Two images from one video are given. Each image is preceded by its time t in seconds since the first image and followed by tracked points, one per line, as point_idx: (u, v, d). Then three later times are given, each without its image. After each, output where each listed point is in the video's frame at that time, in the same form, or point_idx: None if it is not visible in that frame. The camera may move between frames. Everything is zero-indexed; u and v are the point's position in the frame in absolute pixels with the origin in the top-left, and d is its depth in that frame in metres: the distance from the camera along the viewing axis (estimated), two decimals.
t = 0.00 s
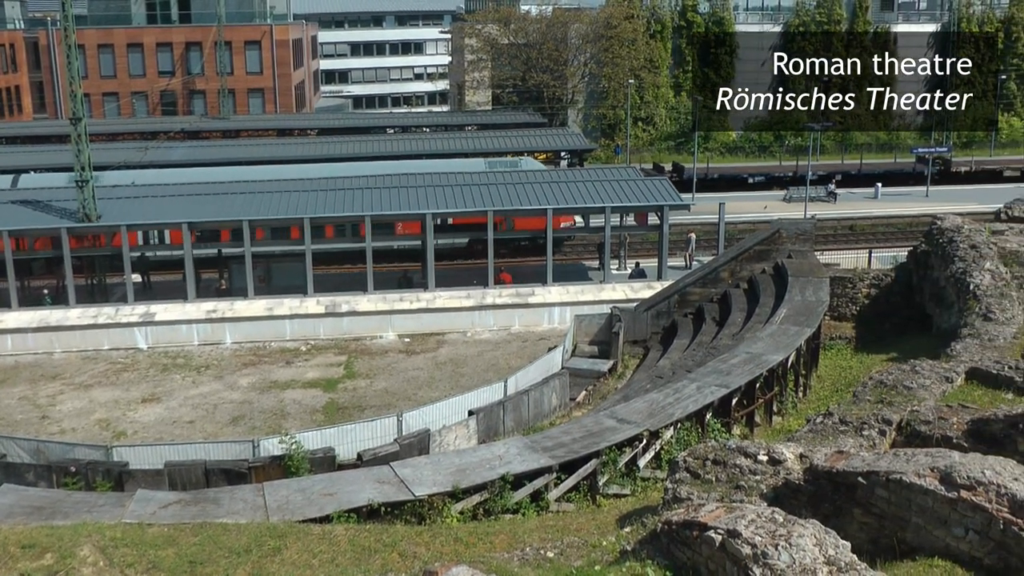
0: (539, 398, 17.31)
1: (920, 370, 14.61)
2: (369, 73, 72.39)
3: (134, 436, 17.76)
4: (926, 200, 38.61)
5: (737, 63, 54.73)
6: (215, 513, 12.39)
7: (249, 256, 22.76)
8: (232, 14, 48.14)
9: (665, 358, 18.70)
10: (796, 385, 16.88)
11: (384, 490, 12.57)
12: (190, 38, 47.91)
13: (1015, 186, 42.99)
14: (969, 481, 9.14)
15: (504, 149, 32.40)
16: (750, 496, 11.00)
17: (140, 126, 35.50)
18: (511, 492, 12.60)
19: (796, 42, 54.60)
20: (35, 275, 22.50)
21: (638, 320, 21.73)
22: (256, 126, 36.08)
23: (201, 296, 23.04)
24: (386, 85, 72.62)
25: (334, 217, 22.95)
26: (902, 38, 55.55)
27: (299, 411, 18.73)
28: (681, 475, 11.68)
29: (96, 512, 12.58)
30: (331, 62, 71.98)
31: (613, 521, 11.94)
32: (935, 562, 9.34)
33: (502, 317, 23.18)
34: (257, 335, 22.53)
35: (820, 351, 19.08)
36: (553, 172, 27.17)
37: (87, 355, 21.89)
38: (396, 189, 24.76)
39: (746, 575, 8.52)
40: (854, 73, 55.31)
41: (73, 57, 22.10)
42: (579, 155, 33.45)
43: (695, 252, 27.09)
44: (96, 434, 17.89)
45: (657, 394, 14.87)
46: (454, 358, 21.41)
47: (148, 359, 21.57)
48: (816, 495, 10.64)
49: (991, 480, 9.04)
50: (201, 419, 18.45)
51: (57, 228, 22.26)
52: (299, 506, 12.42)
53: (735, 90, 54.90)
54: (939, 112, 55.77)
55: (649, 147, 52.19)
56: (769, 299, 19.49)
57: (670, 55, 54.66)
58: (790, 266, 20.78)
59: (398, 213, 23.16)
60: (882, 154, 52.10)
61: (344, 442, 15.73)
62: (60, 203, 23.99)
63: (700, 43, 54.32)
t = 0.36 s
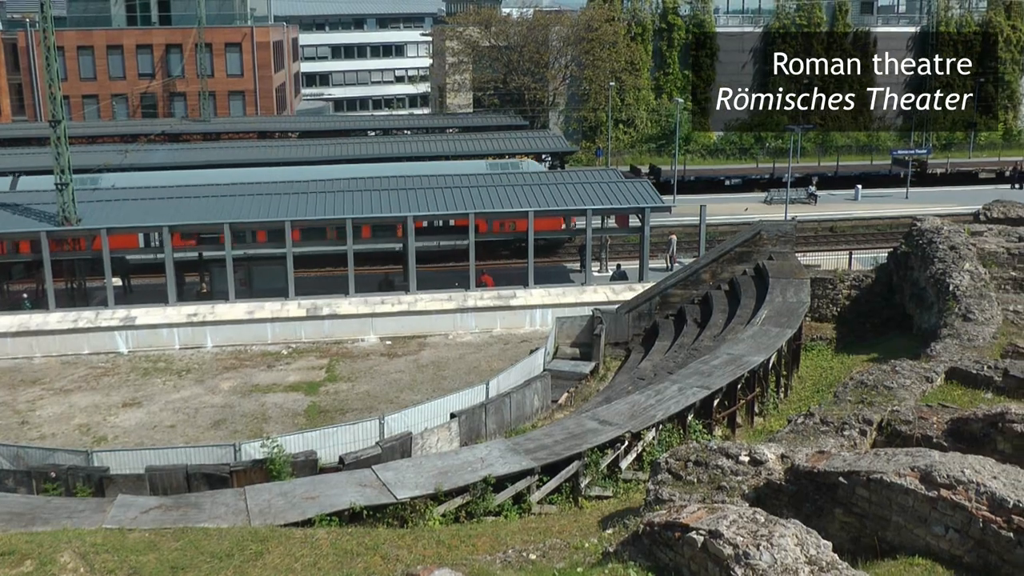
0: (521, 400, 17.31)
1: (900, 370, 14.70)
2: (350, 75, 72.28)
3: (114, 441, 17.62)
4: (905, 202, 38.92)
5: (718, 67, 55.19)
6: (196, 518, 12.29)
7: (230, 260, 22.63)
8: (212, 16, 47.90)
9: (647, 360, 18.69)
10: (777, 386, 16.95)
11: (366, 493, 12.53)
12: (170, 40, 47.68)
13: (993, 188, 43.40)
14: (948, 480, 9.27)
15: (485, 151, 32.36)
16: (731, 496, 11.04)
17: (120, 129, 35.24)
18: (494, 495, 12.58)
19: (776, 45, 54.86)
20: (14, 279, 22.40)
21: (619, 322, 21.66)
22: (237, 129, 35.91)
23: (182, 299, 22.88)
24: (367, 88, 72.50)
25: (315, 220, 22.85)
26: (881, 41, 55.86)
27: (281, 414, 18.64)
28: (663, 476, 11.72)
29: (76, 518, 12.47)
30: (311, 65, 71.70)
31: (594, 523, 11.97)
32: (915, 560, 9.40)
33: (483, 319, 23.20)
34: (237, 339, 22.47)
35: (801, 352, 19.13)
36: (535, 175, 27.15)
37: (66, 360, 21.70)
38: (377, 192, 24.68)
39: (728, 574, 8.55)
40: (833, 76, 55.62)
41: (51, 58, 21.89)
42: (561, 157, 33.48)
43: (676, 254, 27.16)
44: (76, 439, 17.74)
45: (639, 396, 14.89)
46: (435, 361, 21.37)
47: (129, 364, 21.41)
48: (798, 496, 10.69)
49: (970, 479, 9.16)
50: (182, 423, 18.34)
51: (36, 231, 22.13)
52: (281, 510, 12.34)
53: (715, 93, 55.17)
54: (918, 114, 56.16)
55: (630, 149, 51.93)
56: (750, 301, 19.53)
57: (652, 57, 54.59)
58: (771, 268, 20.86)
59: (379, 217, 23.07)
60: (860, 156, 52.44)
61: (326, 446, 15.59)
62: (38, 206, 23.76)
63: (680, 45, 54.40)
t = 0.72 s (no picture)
0: (502, 401, 17.30)
1: (880, 370, 14.78)
2: (331, 77, 72.22)
3: (94, 445, 17.48)
4: (884, 203, 39.18)
5: (697, 68, 55.57)
6: (177, 522, 12.20)
7: (210, 263, 22.54)
8: (192, 17, 47.69)
9: (628, 362, 18.69)
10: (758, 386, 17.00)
11: (347, 496, 12.48)
12: (149, 41, 47.50)
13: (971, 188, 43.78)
14: (928, 478, 9.29)
15: (465, 153, 32.36)
16: (712, 496, 11.06)
17: (99, 130, 35.02)
18: (475, 496, 12.55)
19: (756, 47, 55.14)
20: None
21: (600, 322, 21.87)
22: (217, 130, 35.78)
23: (163, 303, 22.83)
24: (347, 90, 72.48)
25: (295, 223, 22.75)
26: (861, 42, 56.07)
27: (262, 417, 18.55)
28: (645, 477, 11.72)
29: (55, 524, 12.35)
30: (291, 67, 71.55)
31: (576, 524, 11.95)
32: (895, 558, 9.45)
33: (464, 321, 23.14)
34: (218, 342, 22.30)
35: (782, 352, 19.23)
36: (516, 176, 27.14)
37: (46, 363, 21.48)
38: (359, 193, 24.61)
39: (709, 574, 8.57)
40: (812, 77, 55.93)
41: (29, 59, 21.69)
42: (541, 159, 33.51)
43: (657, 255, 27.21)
44: (55, 444, 17.58)
45: (620, 396, 14.91)
46: (417, 363, 21.32)
47: (109, 367, 21.25)
48: (779, 495, 10.73)
49: (949, 476, 9.19)
50: (163, 427, 18.21)
51: (14, 234, 21.95)
52: (263, 513, 12.27)
53: (694, 94, 55.47)
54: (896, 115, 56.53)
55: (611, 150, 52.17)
56: (730, 302, 19.59)
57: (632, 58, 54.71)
58: (751, 269, 20.92)
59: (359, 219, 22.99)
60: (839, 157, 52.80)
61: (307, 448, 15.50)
62: (17, 209, 23.54)
63: (661, 47, 54.58)
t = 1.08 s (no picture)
0: (484, 402, 17.28)
1: (860, 368, 14.85)
2: (310, 78, 71.66)
3: (73, 449, 17.32)
4: (863, 202, 39.40)
5: (677, 69, 55.80)
6: (157, 526, 12.12)
7: (190, 264, 22.46)
8: (170, 17, 47.38)
9: (608, 362, 18.69)
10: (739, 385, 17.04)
11: (329, 497, 12.43)
12: (128, 41, 47.13)
13: (948, 187, 44.16)
14: (908, 474, 9.36)
15: (445, 154, 32.32)
16: (693, 496, 11.07)
17: (77, 132, 34.77)
18: (456, 497, 12.53)
19: (736, 47, 55.35)
20: None
21: (580, 323, 21.82)
22: (196, 131, 35.60)
23: (142, 305, 22.68)
24: (327, 91, 72.34)
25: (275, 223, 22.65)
26: (840, 42, 56.34)
27: (242, 420, 18.43)
28: (625, 476, 11.71)
29: (33, 530, 12.23)
30: (270, 67, 71.21)
31: (557, 524, 11.96)
32: (875, 554, 9.51)
33: (445, 322, 23.06)
34: (198, 344, 22.14)
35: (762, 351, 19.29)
36: (497, 177, 27.13)
37: (24, 368, 21.26)
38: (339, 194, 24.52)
39: (690, 573, 8.59)
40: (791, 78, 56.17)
41: (5, 60, 21.52)
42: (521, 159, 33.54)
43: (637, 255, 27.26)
44: (33, 449, 17.42)
45: (601, 396, 14.92)
46: (397, 364, 21.26)
47: (87, 371, 21.06)
48: (760, 493, 10.75)
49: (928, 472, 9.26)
50: (142, 431, 18.06)
51: None
52: (243, 516, 12.21)
53: (674, 95, 55.62)
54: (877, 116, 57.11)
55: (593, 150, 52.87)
56: (711, 301, 19.63)
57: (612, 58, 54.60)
58: (731, 268, 21.00)
59: (339, 219, 22.90)
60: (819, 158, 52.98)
61: (288, 450, 15.42)
62: None
63: (640, 47, 54.66)
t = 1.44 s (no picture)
0: (464, 401, 17.25)
1: (838, 364, 14.93)
2: (289, 77, 71.56)
3: (51, 453, 17.17)
4: (842, 200, 39.64)
5: (655, 68, 55.96)
6: (136, 530, 12.03)
7: (169, 265, 22.26)
8: (147, 16, 47.06)
9: (589, 360, 18.71)
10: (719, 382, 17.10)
11: (309, 498, 12.38)
12: (104, 41, 46.77)
13: (924, 184, 44.59)
14: (886, 470, 9.43)
15: (425, 153, 32.29)
16: (673, 493, 11.08)
17: (53, 133, 34.48)
18: (437, 497, 12.51)
19: (714, 46, 55.70)
20: None
21: (560, 321, 21.86)
22: (174, 131, 35.38)
23: (119, 307, 22.57)
24: (305, 90, 72.01)
25: (255, 224, 22.55)
26: (818, 41, 56.88)
27: (222, 422, 18.32)
28: (606, 474, 11.72)
29: (11, 534, 12.10)
30: (248, 67, 70.78)
31: (538, 523, 11.96)
32: (855, 549, 9.57)
33: (425, 321, 22.99)
34: (177, 345, 21.99)
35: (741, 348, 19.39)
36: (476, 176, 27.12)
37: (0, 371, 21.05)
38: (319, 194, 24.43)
39: (672, 570, 8.59)
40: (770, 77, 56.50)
41: None
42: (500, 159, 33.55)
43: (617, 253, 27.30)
44: (11, 453, 17.25)
45: (581, 395, 14.92)
46: (377, 364, 21.19)
47: (66, 373, 20.87)
48: (740, 490, 10.78)
49: (906, 468, 9.33)
50: (121, 433, 17.93)
51: None
52: (223, 519, 12.14)
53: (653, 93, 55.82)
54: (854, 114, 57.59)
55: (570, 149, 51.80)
56: (690, 299, 19.69)
57: (590, 57, 54.55)
58: (710, 265, 21.04)
59: (318, 219, 22.80)
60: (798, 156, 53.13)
61: (267, 452, 15.33)
62: None
63: (619, 45, 54.69)
